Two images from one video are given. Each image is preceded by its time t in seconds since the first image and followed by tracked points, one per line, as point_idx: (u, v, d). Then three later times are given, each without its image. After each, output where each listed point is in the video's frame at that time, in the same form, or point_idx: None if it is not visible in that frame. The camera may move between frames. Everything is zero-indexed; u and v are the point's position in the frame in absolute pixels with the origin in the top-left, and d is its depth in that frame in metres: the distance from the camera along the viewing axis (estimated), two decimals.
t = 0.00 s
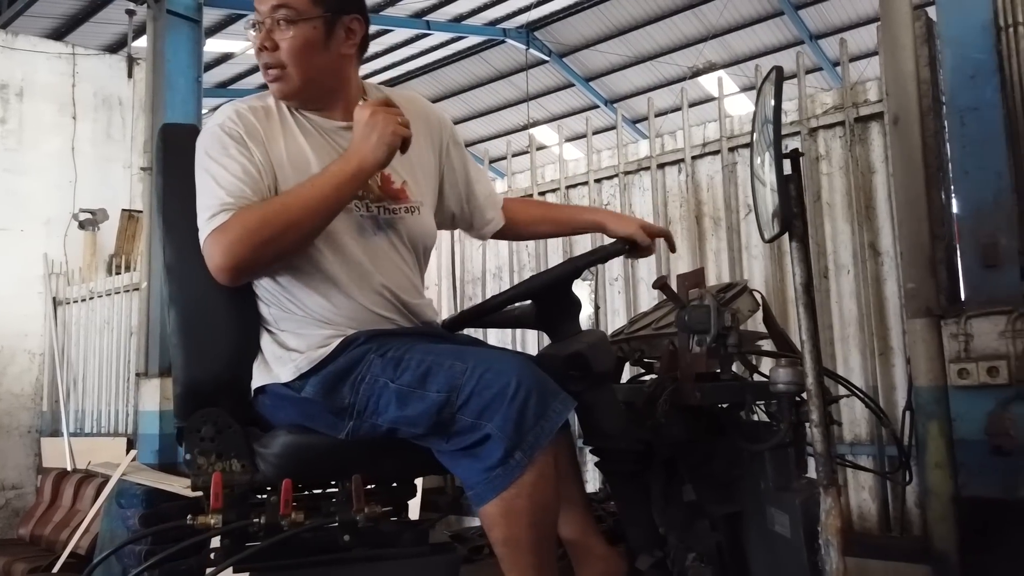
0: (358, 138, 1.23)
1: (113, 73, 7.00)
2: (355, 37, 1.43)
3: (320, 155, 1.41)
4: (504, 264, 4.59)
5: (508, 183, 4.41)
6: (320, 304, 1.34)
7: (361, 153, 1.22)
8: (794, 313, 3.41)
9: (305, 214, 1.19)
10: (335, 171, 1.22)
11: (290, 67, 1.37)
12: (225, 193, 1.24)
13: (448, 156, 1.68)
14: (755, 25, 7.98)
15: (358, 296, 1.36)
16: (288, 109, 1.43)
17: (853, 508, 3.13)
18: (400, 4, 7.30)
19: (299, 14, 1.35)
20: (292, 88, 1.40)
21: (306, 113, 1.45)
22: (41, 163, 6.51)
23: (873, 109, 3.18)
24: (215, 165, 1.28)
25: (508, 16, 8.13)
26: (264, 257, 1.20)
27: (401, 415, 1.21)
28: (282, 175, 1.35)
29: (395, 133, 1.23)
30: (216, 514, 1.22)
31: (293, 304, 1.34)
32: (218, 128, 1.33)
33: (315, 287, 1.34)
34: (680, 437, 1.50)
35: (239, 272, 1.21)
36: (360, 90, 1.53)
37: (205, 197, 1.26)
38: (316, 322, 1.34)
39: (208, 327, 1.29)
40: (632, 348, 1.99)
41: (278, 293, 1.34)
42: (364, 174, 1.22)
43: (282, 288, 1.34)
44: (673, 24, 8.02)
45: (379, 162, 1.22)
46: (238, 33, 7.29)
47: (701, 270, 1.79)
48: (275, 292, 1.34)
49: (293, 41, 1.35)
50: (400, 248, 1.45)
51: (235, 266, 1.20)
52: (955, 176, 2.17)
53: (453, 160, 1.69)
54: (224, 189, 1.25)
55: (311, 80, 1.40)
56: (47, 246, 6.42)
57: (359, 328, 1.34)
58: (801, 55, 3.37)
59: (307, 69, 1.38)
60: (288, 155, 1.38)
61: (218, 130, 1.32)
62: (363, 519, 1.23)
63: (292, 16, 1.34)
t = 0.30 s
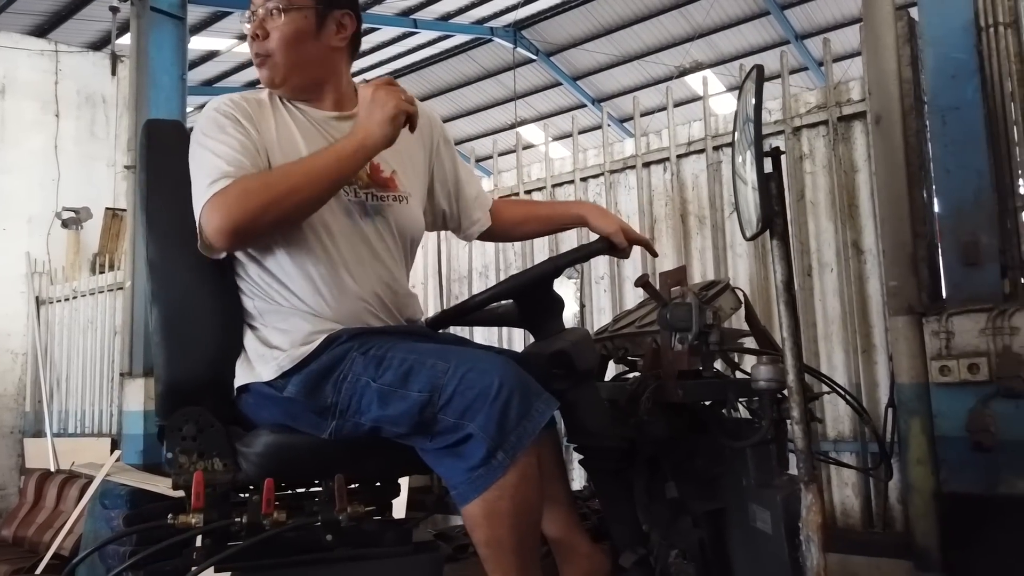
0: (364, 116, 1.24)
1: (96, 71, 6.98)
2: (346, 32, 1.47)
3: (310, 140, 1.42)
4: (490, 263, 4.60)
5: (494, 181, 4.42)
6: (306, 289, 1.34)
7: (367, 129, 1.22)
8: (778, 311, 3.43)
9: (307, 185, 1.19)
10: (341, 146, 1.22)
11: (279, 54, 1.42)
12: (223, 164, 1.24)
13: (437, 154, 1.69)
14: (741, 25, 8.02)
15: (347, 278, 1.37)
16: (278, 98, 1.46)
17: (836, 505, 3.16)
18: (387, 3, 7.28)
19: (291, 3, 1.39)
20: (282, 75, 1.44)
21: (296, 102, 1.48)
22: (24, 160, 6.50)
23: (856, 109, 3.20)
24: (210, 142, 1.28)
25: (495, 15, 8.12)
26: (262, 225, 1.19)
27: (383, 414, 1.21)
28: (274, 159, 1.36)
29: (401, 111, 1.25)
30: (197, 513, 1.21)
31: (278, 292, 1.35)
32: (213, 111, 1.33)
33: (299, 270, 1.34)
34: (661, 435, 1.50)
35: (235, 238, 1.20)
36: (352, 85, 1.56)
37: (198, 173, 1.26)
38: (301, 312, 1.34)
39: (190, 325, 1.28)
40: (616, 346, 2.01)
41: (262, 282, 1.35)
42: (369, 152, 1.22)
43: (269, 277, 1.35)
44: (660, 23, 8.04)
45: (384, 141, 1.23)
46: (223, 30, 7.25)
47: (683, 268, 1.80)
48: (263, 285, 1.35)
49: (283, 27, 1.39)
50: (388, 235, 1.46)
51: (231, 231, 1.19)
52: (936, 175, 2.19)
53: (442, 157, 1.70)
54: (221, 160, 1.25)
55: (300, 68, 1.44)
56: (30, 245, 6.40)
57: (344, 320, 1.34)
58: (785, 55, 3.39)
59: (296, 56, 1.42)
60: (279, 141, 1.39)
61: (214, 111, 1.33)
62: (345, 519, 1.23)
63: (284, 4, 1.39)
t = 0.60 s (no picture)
0: (390, 123, 1.28)
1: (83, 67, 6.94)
2: (323, 34, 1.53)
3: (294, 133, 1.46)
4: (479, 260, 4.60)
5: (483, 179, 4.42)
6: (294, 276, 1.36)
7: (388, 134, 1.26)
8: (767, 307, 3.45)
9: (314, 171, 1.23)
10: (358, 144, 1.26)
11: (259, 56, 1.47)
12: (226, 145, 1.29)
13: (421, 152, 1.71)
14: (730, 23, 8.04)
15: (336, 265, 1.39)
16: (259, 97, 1.51)
17: (824, 500, 3.17)
18: None
19: (269, 6, 1.45)
20: (262, 75, 1.49)
21: (277, 101, 1.52)
22: (10, 158, 6.48)
23: (843, 107, 3.22)
24: (207, 131, 1.33)
25: (485, 12, 8.10)
26: (262, 202, 1.23)
27: (371, 407, 1.21)
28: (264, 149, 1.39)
29: (428, 128, 1.28)
30: (184, 510, 1.20)
31: (264, 280, 1.36)
32: (208, 107, 1.38)
33: (286, 257, 1.36)
34: (650, 431, 1.50)
35: (236, 209, 1.23)
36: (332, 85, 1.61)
37: (198, 161, 1.30)
38: (287, 300, 1.35)
39: (176, 320, 1.27)
40: (604, 342, 2.01)
41: (251, 273, 1.37)
42: (387, 156, 1.26)
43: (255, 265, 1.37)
44: (649, 21, 8.05)
45: (401, 149, 1.26)
46: (211, 27, 7.21)
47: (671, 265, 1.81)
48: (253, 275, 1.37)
49: (262, 30, 1.45)
50: (371, 223, 1.48)
51: (235, 201, 1.23)
52: (923, 172, 2.20)
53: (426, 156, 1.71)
54: (222, 142, 1.30)
55: (280, 68, 1.49)
56: (16, 243, 6.36)
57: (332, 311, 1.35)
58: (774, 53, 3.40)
59: (274, 56, 1.48)
60: (265, 133, 1.42)
61: (206, 105, 1.39)
62: (334, 515, 1.22)
63: (263, 7, 1.45)
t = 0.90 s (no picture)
0: (396, 122, 1.32)
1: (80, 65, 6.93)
2: (297, 34, 1.53)
3: (280, 130, 1.46)
4: (478, 258, 4.60)
5: (482, 177, 4.42)
6: (286, 266, 1.36)
7: (394, 130, 1.30)
8: (765, 305, 3.46)
9: (320, 157, 1.25)
10: (363, 136, 1.29)
11: (235, 59, 1.47)
12: (222, 134, 1.29)
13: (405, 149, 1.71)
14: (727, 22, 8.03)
15: (329, 256, 1.40)
16: (237, 99, 1.51)
17: (822, 497, 3.18)
18: None
19: (241, 9, 1.45)
20: (238, 79, 1.49)
21: (255, 103, 1.52)
22: (6, 156, 6.50)
23: (842, 104, 3.22)
24: (200, 124, 1.33)
25: (483, 10, 8.10)
26: (265, 183, 1.24)
27: (372, 400, 1.20)
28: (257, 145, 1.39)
29: (432, 134, 1.33)
30: (183, 506, 1.20)
31: (256, 272, 1.37)
32: (199, 103, 1.39)
33: (276, 247, 1.36)
34: (649, 428, 1.50)
35: (239, 189, 1.23)
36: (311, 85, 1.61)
37: (192, 151, 1.30)
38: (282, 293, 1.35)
39: (173, 317, 1.27)
40: (604, 339, 2.01)
41: (247, 269, 1.37)
42: (392, 152, 1.30)
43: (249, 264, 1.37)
44: (647, 20, 8.04)
45: (406, 148, 1.30)
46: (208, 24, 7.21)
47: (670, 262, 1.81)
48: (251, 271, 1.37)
49: (236, 34, 1.45)
50: (359, 216, 1.49)
51: (239, 181, 1.23)
52: (921, 170, 2.20)
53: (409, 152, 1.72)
54: (218, 132, 1.30)
55: (257, 71, 1.49)
56: (12, 241, 6.36)
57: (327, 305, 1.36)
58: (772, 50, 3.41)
59: (250, 59, 1.48)
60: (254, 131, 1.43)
61: (194, 103, 1.40)
62: (333, 509, 1.22)
63: (235, 12, 1.45)
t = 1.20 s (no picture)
0: (405, 132, 1.31)
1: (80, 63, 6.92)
2: (304, 30, 1.53)
3: (285, 128, 1.47)
4: (479, 256, 4.60)
5: (483, 175, 4.41)
6: (282, 264, 1.36)
7: (402, 141, 1.29)
8: (766, 303, 3.46)
9: (324, 166, 1.25)
10: (370, 146, 1.28)
11: (240, 54, 1.46)
12: (223, 135, 1.29)
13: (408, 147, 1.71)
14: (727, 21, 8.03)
15: (333, 255, 1.40)
16: (242, 93, 1.50)
17: (823, 496, 3.18)
18: None
19: (248, 4, 1.44)
20: (243, 73, 1.49)
21: (260, 99, 1.52)
22: (6, 153, 6.48)
23: (843, 103, 3.22)
24: (202, 123, 1.33)
25: (484, 8, 8.09)
26: (267, 190, 1.23)
27: (375, 399, 1.20)
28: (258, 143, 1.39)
29: (441, 148, 1.32)
30: (187, 504, 1.20)
31: (257, 271, 1.37)
32: (202, 100, 1.39)
33: (272, 246, 1.36)
34: (652, 426, 1.50)
35: (242, 197, 1.23)
36: (317, 80, 1.61)
37: (194, 151, 1.30)
38: (286, 293, 1.35)
39: (176, 316, 1.27)
40: (606, 337, 2.00)
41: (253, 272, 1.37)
42: (399, 164, 1.29)
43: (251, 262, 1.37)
44: (647, 18, 8.04)
45: (413, 161, 1.29)
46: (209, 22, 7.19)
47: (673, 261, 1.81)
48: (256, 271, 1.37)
49: (243, 30, 1.44)
50: (361, 216, 1.49)
51: (242, 187, 1.23)
52: (923, 169, 2.20)
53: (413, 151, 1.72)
54: (220, 133, 1.30)
55: (262, 67, 1.49)
56: (13, 239, 6.35)
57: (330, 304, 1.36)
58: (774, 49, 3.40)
59: (256, 54, 1.47)
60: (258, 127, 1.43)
61: (198, 99, 1.40)
62: (336, 510, 1.21)
63: (242, 6, 1.44)
